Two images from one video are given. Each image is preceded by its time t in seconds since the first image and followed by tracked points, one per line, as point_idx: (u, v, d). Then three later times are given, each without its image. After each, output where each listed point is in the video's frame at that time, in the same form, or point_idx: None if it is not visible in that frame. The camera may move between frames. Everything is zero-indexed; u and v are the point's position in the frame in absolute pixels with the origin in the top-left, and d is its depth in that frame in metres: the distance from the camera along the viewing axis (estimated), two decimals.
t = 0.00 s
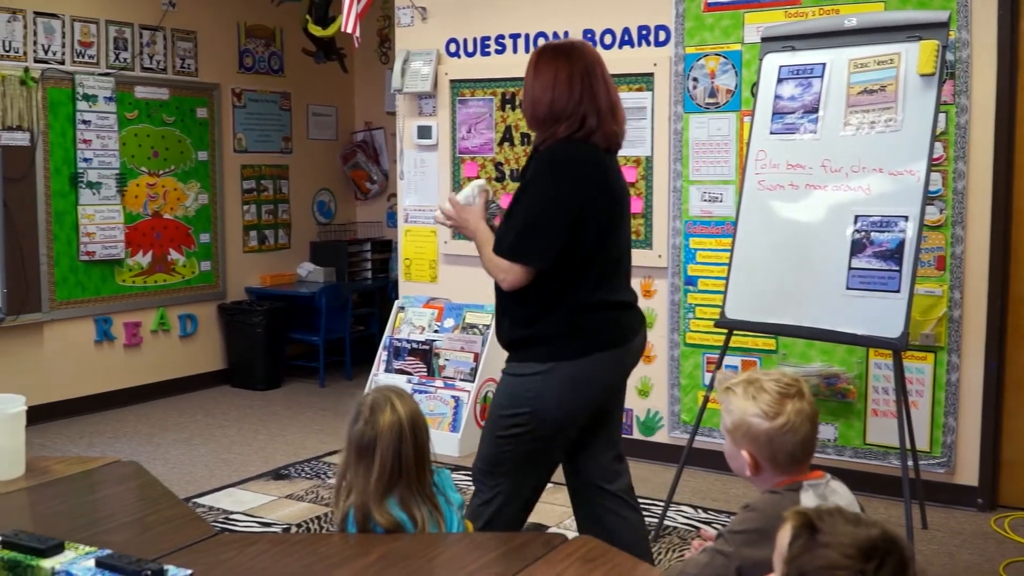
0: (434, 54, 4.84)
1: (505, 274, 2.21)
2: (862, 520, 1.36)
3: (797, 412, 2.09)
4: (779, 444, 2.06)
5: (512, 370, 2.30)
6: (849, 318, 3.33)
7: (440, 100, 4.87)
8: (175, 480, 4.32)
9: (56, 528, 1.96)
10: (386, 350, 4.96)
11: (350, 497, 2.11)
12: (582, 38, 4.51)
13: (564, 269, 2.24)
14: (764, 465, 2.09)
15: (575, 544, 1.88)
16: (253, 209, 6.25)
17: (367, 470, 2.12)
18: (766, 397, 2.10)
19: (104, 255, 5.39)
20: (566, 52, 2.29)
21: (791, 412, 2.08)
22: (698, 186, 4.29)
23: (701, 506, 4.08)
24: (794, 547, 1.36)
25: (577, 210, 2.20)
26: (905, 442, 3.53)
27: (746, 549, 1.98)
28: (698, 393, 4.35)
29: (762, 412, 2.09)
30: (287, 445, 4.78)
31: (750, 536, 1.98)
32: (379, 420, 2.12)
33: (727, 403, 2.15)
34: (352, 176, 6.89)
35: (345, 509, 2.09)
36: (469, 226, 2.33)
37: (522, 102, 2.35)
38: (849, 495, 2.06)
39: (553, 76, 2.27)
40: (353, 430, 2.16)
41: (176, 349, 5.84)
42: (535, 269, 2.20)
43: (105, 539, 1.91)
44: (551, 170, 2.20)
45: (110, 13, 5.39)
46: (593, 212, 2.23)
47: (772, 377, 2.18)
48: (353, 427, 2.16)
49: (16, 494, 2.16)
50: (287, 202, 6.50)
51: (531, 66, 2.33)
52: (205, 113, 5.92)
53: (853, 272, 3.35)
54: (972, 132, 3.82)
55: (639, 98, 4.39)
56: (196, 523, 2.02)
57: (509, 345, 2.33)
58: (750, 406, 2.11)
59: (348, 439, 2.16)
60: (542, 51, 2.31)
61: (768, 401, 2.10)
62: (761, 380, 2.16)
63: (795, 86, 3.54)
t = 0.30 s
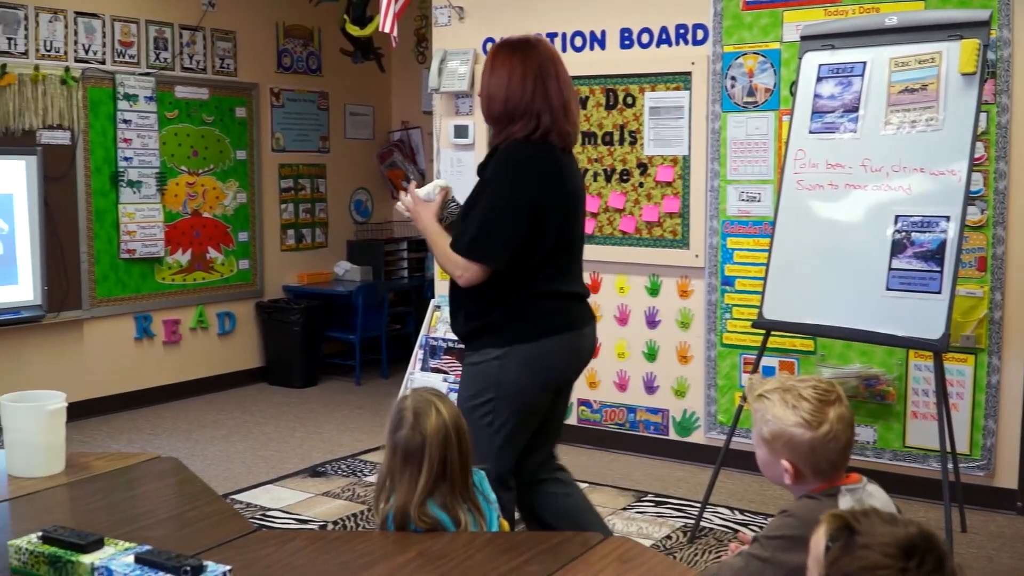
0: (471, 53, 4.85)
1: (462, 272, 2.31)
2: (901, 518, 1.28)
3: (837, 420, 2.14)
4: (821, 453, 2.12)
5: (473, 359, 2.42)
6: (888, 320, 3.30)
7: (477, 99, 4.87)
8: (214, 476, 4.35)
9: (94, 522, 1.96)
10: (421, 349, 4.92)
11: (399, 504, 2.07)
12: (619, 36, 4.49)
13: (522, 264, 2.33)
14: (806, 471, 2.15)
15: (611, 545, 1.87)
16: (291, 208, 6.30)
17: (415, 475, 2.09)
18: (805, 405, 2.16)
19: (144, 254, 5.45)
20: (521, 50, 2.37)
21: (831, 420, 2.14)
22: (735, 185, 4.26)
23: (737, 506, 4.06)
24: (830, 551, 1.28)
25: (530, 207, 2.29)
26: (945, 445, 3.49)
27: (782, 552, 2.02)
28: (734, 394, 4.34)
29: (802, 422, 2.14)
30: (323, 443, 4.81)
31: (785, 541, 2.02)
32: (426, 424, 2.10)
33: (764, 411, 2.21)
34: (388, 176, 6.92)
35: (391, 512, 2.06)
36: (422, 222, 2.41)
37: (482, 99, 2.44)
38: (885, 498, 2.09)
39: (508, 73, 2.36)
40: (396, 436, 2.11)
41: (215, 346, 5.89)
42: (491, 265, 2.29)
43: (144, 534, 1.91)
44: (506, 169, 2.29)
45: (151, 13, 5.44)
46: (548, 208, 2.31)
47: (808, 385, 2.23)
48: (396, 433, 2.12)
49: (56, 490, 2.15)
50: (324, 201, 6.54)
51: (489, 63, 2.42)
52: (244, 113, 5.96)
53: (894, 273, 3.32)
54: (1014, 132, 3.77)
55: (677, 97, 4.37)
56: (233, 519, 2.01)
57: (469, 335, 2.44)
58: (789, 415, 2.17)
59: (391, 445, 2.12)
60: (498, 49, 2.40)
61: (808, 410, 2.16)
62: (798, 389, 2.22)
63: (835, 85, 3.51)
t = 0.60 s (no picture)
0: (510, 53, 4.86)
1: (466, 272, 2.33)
2: (932, 519, 1.35)
3: (879, 431, 2.15)
4: (865, 463, 2.11)
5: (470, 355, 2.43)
6: (932, 321, 3.26)
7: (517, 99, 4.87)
8: (254, 473, 4.39)
9: (138, 518, 1.97)
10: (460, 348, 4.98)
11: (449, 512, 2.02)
12: (660, 35, 4.48)
13: (516, 257, 2.37)
14: (847, 484, 2.13)
15: (650, 546, 1.86)
16: (330, 206, 6.34)
17: (464, 480, 2.05)
18: (846, 417, 2.16)
19: (187, 252, 5.51)
20: (495, 48, 2.38)
21: (873, 431, 2.15)
22: (776, 185, 4.23)
23: (778, 509, 4.04)
24: (866, 558, 1.35)
25: (525, 199, 2.32)
26: (989, 448, 3.45)
27: (814, 559, 2.04)
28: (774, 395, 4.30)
29: (845, 432, 2.14)
30: (362, 440, 4.83)
31: (817, 548, 2.04)
32: (471, 429, 2.06)
33: (804, 422, 2.20)
34: (427, 175, 6.93)
35: (437, 514, 2.02)
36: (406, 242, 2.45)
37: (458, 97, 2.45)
38: (920, 501, 2.14)
39: (483, 71, 2.37)
40: (439, 442, 2.06)
41: (256, 343, 5.94)
42: (493, 259, 2.32)
43: (186, 530, 1.93)
44: (495, 167, 2.31)
45: (193, 13, 5.49)
46: (538, 197, 2.35)
47: (846, 397, 2.24)
48: (438, 440, 2.07)
49: (98, 485, 2.16)
50: (364, 200, 6.58)
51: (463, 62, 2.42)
52: (285, 112, 6.00)
53: (937, 273, 3.27)
54: None
55: (718, 96, 4.35)
56: (276, 516, 2.02)
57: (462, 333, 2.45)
58: (830, 426, 2.17)
59: (434, 453, 2.07)
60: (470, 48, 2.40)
61: (848, 421, 2.16)
62: (837, 401, 2.22)
63: (878, 83, 3.47)
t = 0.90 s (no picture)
0: (555, 52, 4.86)
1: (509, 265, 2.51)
2: (984, 522, 1.35)
3: (929, 434, 2.13)
4: (913, 468, 2.10)
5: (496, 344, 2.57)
6: (980, 323, 3.21)
7: (561, 98, 4.87)
8: (299, 469, 4.43)
9: (185, 514, 1.99)
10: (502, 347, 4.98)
11: (495, 509, 2.03)
12: (705, 34, 4.46)
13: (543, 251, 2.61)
14: (895, 487, 2.12)
15: (695, 547, 1.84)
16: (375, 206, 6.39)
17: (509, 479, 2.05)
18: (895, 420, 2.14)
19: (233, 250, 5.56)
20: (494, 59, 2.58)
21: (922, 435, 2.12)
22: (823, 185, 4.19)
23: (823, 512, 4.00)
24: (917, 560, 1.34)
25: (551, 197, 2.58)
26: None
27: (861, 562, 2.00)
28: (820, 397, 4.26)
29: (893, 436, 2.12)
30: (405, 439, 4.86)
31: (863, 552, 2.01)
32: (519, 428, 2.07)
33: (852, 423, 2.18)
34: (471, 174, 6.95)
35: (483, 513, 2.02)
36: (427, 236, 2.53)
37: (457, 108, 2.61)
38: (968, 504, 2.14)
39: (489, 80, 2.55)
40: (486, 440, 2.07)
41: (301, 341, 5.99)
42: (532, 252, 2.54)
43: (233, 525, 1.94)
44: (524, 168, 2.52)
45: (240, 14, 5.54)
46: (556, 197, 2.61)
47: (896, 398, 2.21)
48: (485, 438, 2.07)
49: (147, 481, 2.19)
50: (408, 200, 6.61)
51: (462, 75, 2.59)
52: (330, 112, 6.04)
53: (987, 275, 3.23)
54: None
55: (764, 95, 4.32)
56: (320, 513, 2.03)
57: (487, 324, 2.58)
58: (878, 429, 2.14)
59: (480, 451, 2.07)
60: (468, 61, 2.58)
61: (897, 424, 2.13)
62: (887, 402, 2.19)
63: (928, 82, 3.42)
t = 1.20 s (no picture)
0: (596, 51, 4.84)
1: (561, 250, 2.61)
2: None
3: (975, 434, 2.09)
4: (955, 467, 2.06)
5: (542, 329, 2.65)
6: None
7: (601, 97, 4.86)
8: (339, 466, 4.45)
9: (227, 509, 2.01)
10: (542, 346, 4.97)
11: (533, 509, 2.02)
12: (748, 32, 4.43)
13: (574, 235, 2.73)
14: (936, 487, 2.08)
15: (736, 548, 1.83)
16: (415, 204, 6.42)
17: (547, 479, 2.05)
18: (942, 417, 2.10)
19: (275, 249, 5.62)
20: (504, 60, 2.62)
21: (968, 434, 2.08)
22: (866, 184, 4.15)
23: (865, 514, 3.96)
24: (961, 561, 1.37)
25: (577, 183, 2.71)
26: None
27: (905, 565, 2.00)
28: (862, 398, 4.23)
29: (937, 433, 2.08)
30: (444, 437, 4.87)
31: (909, 554, 2.00)
32: (557, 426, 2.07)
33: (897, 418, 2.15)
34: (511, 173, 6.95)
35: (522, 512, 2.02)
36: (473, 238, 2.58)
37: (472, 111, 2.63)
38: (1013, 506, 2.09)
39: (505, 81, 2.60)
40: (524, 438, 2.07)
41: (341, 339, 6.03)
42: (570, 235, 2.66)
43: (274, 521, 1.96)
44: (555, 157, 2.64)
45: (284, 14, 5.59)
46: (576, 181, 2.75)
47: (945, 396, 2.17)
48: (523, 436, 2.07)
49: (190, 476, 2.21)
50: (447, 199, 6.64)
51: (473, 77, 2.61)
52: (371, 111, 6.08)
53: None
54: None
55: (807, 93, 4.28)
56: (361, 509, 2.04)
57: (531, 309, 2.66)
58: (923, 425, 2.11)
59: (518, 449, 2.07)
60: (479, 63, 2.60)
61: (943, 421, 2.10)
62: (935, 399, 2.16)
63: (973, 81, 3.37)
